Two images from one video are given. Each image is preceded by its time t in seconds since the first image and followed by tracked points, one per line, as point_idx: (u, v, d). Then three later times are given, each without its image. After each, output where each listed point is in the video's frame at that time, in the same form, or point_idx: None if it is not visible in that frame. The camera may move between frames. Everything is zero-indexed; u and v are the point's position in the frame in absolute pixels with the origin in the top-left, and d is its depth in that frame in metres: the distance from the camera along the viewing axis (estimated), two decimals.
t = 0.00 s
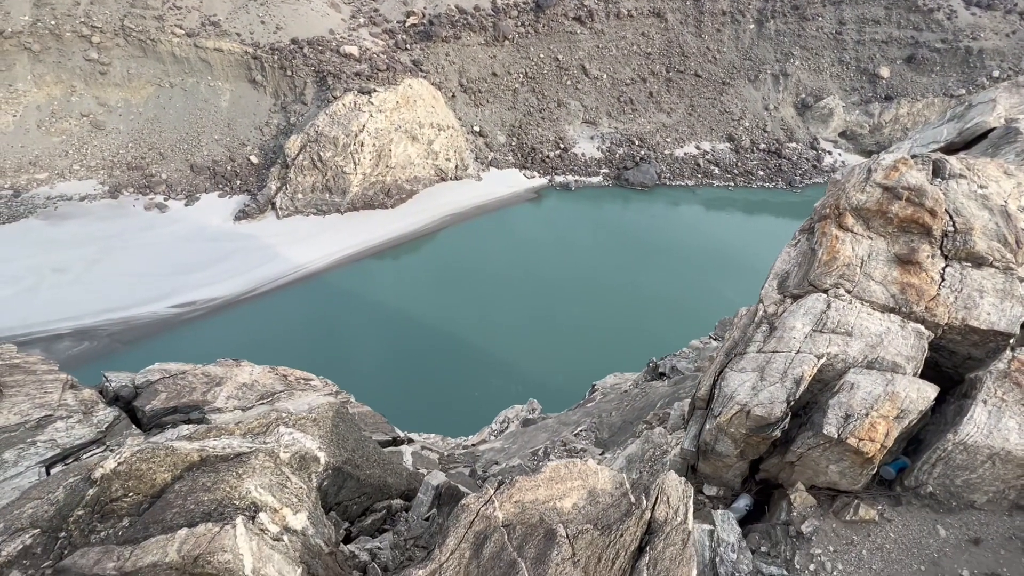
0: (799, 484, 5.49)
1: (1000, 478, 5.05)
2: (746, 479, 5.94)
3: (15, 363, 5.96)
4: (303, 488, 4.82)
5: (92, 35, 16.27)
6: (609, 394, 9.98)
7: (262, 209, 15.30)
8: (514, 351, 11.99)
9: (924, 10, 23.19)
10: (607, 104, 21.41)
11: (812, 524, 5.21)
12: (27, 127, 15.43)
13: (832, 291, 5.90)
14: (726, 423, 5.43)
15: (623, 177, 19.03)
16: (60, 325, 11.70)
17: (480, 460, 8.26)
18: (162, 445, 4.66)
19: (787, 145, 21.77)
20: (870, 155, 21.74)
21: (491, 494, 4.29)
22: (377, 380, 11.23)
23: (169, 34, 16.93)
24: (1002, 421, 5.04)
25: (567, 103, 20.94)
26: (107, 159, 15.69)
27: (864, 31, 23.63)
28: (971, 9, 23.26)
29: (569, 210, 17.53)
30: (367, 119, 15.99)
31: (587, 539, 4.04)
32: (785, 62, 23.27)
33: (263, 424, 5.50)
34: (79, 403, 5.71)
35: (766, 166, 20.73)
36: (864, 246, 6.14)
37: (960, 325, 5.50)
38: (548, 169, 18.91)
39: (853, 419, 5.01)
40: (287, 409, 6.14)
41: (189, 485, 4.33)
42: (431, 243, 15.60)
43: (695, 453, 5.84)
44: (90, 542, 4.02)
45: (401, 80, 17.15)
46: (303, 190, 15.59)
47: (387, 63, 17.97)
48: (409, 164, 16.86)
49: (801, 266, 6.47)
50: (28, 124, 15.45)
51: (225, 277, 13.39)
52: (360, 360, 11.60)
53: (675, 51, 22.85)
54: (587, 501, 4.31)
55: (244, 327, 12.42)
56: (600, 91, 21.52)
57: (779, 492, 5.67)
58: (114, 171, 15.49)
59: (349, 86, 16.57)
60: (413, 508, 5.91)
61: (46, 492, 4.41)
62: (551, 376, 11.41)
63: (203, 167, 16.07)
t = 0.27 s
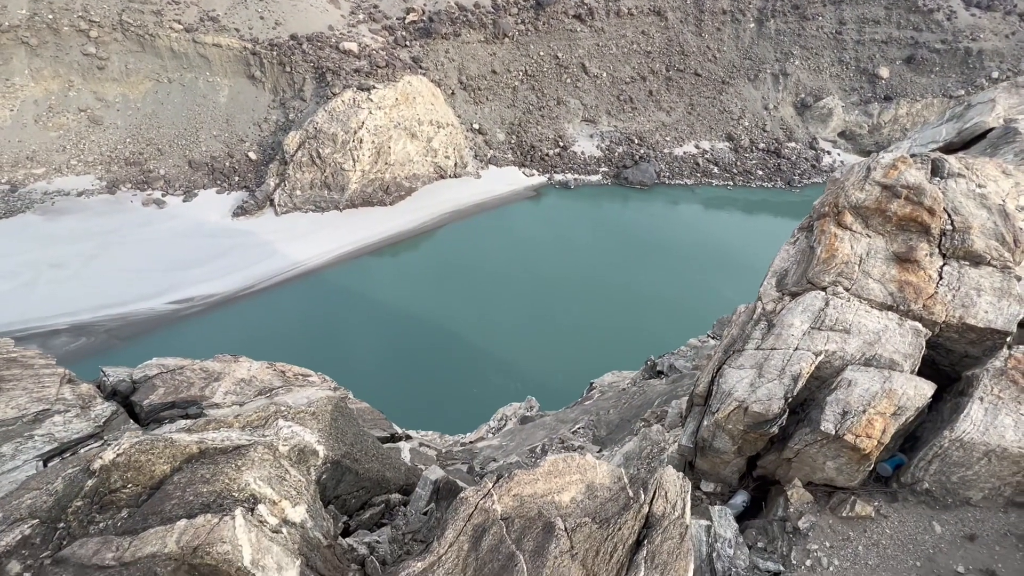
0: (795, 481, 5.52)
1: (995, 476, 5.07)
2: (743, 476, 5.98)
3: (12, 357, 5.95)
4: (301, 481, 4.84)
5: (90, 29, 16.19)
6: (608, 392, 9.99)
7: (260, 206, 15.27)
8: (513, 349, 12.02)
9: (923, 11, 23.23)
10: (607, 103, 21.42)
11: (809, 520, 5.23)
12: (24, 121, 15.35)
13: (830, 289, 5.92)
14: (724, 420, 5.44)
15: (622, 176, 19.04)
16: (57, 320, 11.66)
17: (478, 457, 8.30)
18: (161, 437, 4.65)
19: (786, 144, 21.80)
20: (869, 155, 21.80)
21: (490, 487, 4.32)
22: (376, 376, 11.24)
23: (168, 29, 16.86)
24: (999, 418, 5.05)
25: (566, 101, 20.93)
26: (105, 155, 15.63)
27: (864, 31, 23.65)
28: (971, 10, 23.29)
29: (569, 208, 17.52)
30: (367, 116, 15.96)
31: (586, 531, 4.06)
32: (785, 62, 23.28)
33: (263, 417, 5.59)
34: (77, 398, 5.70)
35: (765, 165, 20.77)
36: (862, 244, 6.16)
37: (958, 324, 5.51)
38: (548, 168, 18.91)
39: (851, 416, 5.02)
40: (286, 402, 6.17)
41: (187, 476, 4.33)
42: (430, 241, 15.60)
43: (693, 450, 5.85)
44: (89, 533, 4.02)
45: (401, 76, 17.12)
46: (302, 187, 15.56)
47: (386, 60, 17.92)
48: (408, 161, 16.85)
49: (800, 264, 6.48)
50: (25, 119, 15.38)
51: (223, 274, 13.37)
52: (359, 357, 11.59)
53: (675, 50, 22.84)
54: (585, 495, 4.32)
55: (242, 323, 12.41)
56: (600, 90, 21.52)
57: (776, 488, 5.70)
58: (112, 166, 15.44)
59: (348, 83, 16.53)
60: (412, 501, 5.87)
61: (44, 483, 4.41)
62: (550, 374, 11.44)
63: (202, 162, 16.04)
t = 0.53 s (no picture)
0: (792, 476, 5.55)
1: (989, 472, 5.10)
2: (740, 471, 6.02)
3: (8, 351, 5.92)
4: (302, 472, 4.89)
5: (87, 23, 16.07)
6: (605, 389, 10.03)
7: (258, 202, 15.23)
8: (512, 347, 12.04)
9: (922, 11, 23.27)
10: (606, 101, 21.42)
11: (805, 514, 5.27)
12: (20, 115, 15.25)
13: (829, 285, 5.94)
14: (721, 415, 5.46)
15: (621, 174, 19.05)
16: (53, 316, 11.61)
17: (476, 453, 8.30)
18: (163, 428, 4.64)
19: (785, 144, 21.84)
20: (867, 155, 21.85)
21: (491, 479, 4.34)
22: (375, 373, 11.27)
23: (165, 24, 16.76)
24: (994, 414, 5.08)
25: (566, 100, 20.92)
26: (101, 149, 15.56)
27: (864, 31, 23.66)
28: (970, 10, 23.32)
29: (568, 206, 17.49)
30: (365, 112, 15.92)
31: (586, 523, 4.07)
32: (784, 61, 23.29)
33: (264, 409, 5.50)
34: (74, 392, 5.67)
35: (764, 164, 20.81)
36: (859, 242, 6.18)
37: (954, 320, 5.52)
38: (546, 166, 18.90)
39: (847, 411, 5.04)
40: (287, 394, 6.12)
41: (189, 466, 4.34)
42: (428, 237, 15.59)
43: (690, 445, 5.91)
44: (90, 522, 4.11)
45: (399, 73, 17.07)
46: (300, 183, 15.51)
47: (385, 56, 17.85)
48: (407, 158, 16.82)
49: (796, 261, 6.51)
50: (21, 112, 15.27)
51: (220, 270, 13.33)
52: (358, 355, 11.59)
53: (674, 48, 22.84)
54: (584, 487, 4.34)
55: (240, 320, 12.37)
56: (599, 88, 21.53)
57: (773, 483, 5.73)
58: (109, 161, 15.36)
59: (347, 79, 16.47)
60: (411, 494, 5.93)
61: (49, 472, 4.50)
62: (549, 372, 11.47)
63: (199, 158, 15.97)
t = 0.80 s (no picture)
0: (789, 472, 5.59)
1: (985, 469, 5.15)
2: (737, 468, 6.08)
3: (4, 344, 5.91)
4: (301, 465, 4.86)
5: (84, 17, 15.97)
6: (602, 387, 10.08)
7: (256, 197, 15.20)
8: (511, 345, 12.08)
9: (922, 11, 23.29)
10: (605, 99, 21.42)
11: (801, 510, 5.29)
12: (17, 109, 15.16)
13: (827, 284, 5.97)
14: (719, 412, 5.51)
15: (620, 172, 19.06)
16: (50, 311, 11.57)
17: (472, 450, 8.30)
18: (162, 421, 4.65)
19: (784, 143, 21.89)
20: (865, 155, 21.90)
21: (490, 472, 4.36)
22: (372, 370, 11.29)
23: (163, 18, 16.66)
24: (991, 412, 5.11)
25: (565, 97, 20.90)
26: (99, 144, 15.49)
27: (864, 30, 23.66)
28: (970, 11, 23.35)
29: (567, 204, 17.48)
30: (365, 108, 15.87)
31: (585, 516, 4.10)
32: (784, 61, 23.31)
33: (263, 402, 5.57)
34: (72, 386, 5.68)
35: (762, 164, 20.86)
36: (858, 240, 6.22)
37: (950, 319, 5.57)
38: (545, 164, 18.90)
39: (844, 409, 5.08)
40: (286, 388, 6.14)
41: (189, 459, 4.37)
42: (427, 234, 15.59)
43: (688, 442, 6.03)
44: (90, 513, 4.18)
45: (399, 69, 17.01)
46: (298, 179, 15.48)
47: (385, 52, 17.77)
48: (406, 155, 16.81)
49: (796, 259, 6.59)
50: (17, 106, 15.16)
51: (218, 267, 13.28)
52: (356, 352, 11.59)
53: (674, 47, 22.82)
54: (584, 482, 4.36)
55: (238, 317, 12.33)
56: (599, 86, 21.51)
57: (769, 480, 5.78)
58: (106, 156, 15.31)
59: (346, 75, 16.41)
60: (409, 489, 5.90)
61: (47, 464, 4.57)
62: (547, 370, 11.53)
63: (197, 153, 15.94)
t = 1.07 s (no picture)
0: (787, 470, 5.60)
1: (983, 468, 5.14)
2: (735, 465, 6.08)
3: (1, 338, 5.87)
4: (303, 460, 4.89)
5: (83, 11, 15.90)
6: (601, 385, 10.12)
7: (255, 193, 15.17)
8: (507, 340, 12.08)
9: (923, 11, 23.29)
10: (605, 97, 21.39)
11: (800, 508, 5.27)
12: (14, 102, 15.07)
13: (825, 281, 5.95)
14: (719, 408, 5.55)
15: (619, 170, 19.05)
16: (49, 306, 11.57)
17: (470, 447, 8.49)
18: (161, 415, 4.63)
19: (783, 142, 21.89)
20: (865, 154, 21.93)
21: (489, 468, 4.35)
22: (370, 369, 11.23)
23: (162, 12, 16.58)
24: (991, 410, 5.12)
25: (565, 95, 20.85)
26: (97, 138, 15.41)
27: (865, 30, 23.62)
28: (971, 11, 23.34)
29: (566, 202, 17.50)
30: (365, 105, 15.85)
31: (584, 512, 4.10)
32: (785, 60, 23.28)
33: (263, 396, 5.56)
34: (69, 380, 5.65)
35: (762, 163, 20.87)
36: (858, 239, 6.19)
37: (949, 319, 5.59)
38: (545, 162, 18.88)
39: (844, 406, 5.12)
40: (285, 381, 6.19)
41: (187, 452, 4.37)
42: (426, 231, 15.59)
43: (686, 438, 5.98)
44: (90, 506, 4.14)
45: (399, 66, 16.99)
46: (297, 175, 15.43)
47: (385, 47, 17.72)
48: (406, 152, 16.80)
49: (795, 258, 6.53)
50: (15, 99, 15.10)
51: (217, 263, 13.28)
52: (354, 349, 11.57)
53: (674, 45, 22.77)
54: (582, 478, 4.36)
55: (235, 312, 12.30)
56: (599, 84, 21.47)
57: (767, 477, 5.79)
58: (104, 150, 15.24)
59: (346, 71, 16.38)
60: (407, 485, 5.94)
61: (45, 456, 4.53)
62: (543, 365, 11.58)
63: (196, 148, 15.88)
